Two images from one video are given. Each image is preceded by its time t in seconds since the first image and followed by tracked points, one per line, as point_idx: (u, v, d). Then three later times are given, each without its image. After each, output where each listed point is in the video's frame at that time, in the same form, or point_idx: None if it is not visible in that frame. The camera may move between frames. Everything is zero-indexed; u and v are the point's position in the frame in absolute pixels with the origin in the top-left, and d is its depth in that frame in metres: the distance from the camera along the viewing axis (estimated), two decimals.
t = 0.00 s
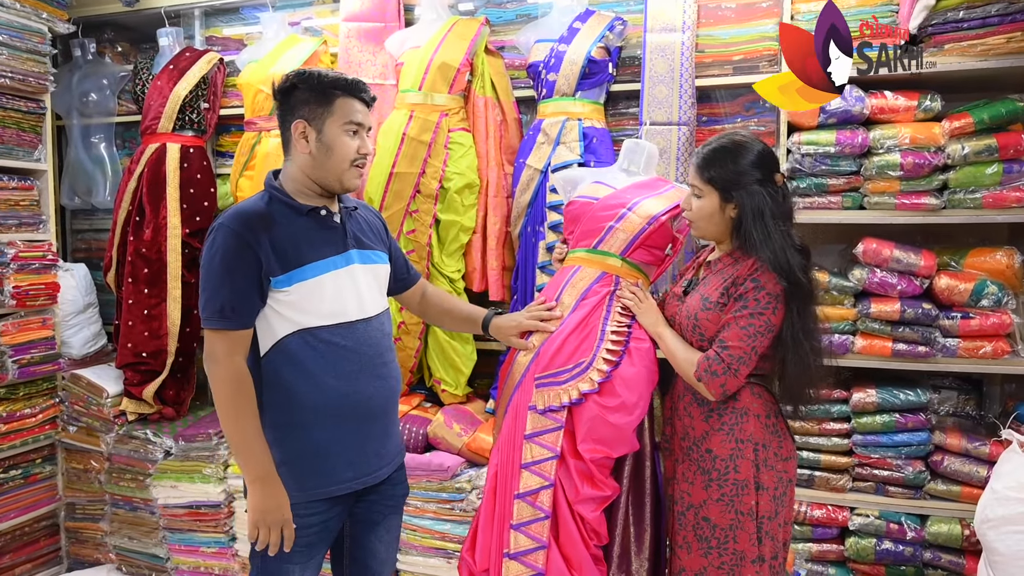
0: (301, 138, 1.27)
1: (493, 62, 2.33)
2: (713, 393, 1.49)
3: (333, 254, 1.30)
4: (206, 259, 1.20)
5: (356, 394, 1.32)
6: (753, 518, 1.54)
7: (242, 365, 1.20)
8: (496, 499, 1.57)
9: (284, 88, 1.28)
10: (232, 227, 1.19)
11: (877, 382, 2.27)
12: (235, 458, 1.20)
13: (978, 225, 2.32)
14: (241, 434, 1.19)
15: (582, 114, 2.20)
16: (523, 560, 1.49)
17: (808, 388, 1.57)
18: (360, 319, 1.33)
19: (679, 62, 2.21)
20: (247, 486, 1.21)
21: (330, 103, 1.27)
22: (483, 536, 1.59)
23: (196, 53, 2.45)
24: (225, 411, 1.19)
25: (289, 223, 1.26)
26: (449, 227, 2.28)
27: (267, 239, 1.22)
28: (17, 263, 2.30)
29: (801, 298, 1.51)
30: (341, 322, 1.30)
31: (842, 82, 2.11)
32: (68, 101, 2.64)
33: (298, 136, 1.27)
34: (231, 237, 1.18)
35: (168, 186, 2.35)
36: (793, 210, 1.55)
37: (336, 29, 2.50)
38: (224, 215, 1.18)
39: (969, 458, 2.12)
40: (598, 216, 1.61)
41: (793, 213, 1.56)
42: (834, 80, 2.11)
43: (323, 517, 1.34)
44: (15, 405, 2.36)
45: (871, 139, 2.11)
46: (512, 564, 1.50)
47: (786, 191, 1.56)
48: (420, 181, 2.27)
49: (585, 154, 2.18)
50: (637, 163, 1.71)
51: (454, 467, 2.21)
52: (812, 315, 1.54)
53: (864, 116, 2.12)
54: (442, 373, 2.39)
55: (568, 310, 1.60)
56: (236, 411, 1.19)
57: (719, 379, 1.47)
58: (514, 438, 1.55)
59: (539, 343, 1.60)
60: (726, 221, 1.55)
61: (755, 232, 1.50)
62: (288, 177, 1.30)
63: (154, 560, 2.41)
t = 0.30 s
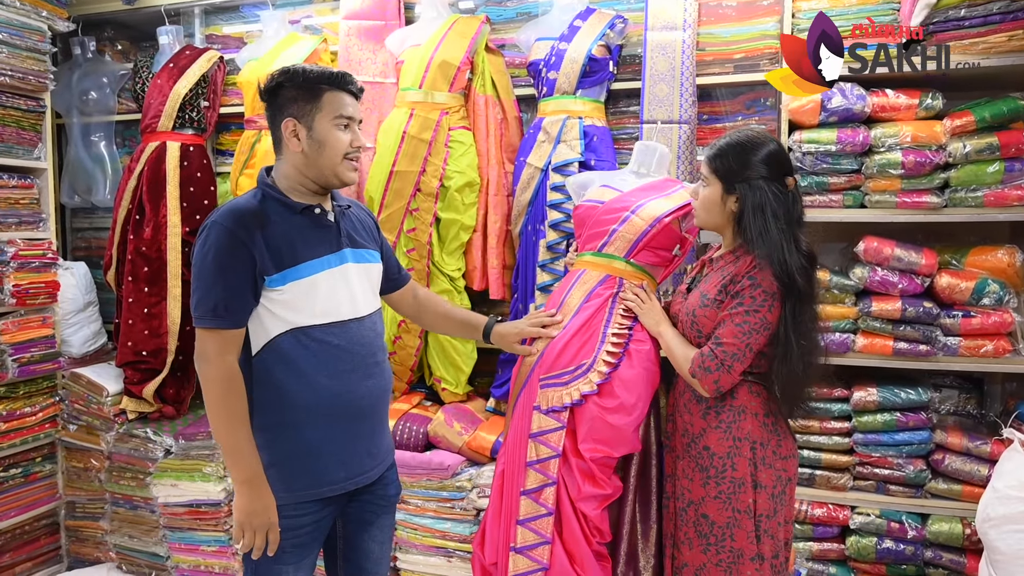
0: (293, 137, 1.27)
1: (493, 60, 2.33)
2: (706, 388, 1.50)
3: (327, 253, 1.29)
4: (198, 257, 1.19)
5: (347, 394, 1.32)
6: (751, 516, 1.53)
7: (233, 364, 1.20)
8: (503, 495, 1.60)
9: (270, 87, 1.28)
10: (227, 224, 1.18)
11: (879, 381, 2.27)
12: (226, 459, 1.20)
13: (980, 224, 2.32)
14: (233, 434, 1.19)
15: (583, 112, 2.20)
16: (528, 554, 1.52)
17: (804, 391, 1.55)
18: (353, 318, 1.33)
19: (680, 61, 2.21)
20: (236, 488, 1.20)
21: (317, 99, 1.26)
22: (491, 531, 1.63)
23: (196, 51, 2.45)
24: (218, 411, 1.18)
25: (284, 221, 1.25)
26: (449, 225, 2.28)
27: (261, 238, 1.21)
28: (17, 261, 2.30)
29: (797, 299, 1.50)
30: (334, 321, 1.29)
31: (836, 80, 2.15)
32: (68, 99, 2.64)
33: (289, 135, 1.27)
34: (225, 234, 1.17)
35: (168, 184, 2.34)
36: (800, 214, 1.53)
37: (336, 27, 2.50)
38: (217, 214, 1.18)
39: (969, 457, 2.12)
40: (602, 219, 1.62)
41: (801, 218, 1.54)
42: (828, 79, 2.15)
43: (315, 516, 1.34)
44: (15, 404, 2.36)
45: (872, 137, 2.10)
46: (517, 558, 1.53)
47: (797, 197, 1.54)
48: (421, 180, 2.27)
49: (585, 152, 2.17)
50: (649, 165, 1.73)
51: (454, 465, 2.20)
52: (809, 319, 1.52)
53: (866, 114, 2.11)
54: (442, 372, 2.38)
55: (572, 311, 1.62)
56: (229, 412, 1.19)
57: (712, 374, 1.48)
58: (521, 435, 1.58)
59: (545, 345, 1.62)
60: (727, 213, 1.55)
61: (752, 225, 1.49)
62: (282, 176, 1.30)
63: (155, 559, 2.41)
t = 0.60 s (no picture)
0: (271, 136, 1.26)
1: (494, 59, 2.32)
2: (707, 387, 1.50)
3: (313, 251, 1.29)
4: (182, 262, 1.18)
5: (340, 393, 1.32)
6: (749, 513, 1.53)
7: (217, 371, 1.19)
8: (510, 482, 1.66)
9: (242, 87, 1.27)
10: (208, 229, 1.17)
11: (879, 379, 2.27)
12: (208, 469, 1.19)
13: (981, 223, 2.32)
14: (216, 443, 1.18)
15: (583, 111, 2.20)
16: (532, 540, 1.59)
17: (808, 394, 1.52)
18: (344, 315, 1.33)
19: (680, 59, 2.20)
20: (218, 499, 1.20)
21: (294, 96, 1.26)
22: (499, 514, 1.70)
23: (196, 50, 2.44)
24: (201, 420, 1.18)
25: (267, 223, 1.25)
26: (449, 224, 2.28)
27: (245, 240, 1.21)
28: (17, 260, 2.29)
29: (799, 304, 1.48)
30: (324, 319, 1.29)
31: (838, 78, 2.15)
32: (68, 98, 2.64)
33: (267, 134, 1.26)
34: (206, 238, 1.16)
35: (168, 182, 2.34)
36: (807, 219, 1.51)
37: (336, 26, 2.50)
38: (200, 219, 1.17)
39: (970, 456, 2.12)
40: (611, 215, 1.64)
41: (810, 224, 1.52)
42: (828, 76, 2.15)
43: (311, 517, 1.34)
44: (15, 403, 2.36)
45: (873, 135, 2.10)
46: (522, 543, 1.59)
47: (807, 203, 1.52)
48: (420, 179, 2.26)
49: (585, 151, 2.17)
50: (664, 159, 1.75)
51: (455, 464, 2.20)
52: (812, 324, 1.50)
53: (866, 113, 2.10)
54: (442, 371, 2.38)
55: (579, 306, 1.66)
56: (210, 420, 1.18)
57: (714, 374, 1.48)
58: (527, 425, 1.63)
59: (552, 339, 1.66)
60: (733, 210, 1.55)
61: (755, 225, 1.49)
62: (261, 178, 1.29)
63: (155, 557, 2.42)
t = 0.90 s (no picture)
0: (247, 139, 1.24)
1: (494, 58, 2.32)
2: (715, 386, 1.50)
3: (304, 253, 1.29)
4: (170, 269, 1.16)
5: (336, 393, 1.32)
6: (751, 508, 1.53)
7: (207, 379, 1.18)
8: (512, 471, 1.66)
9: (215, 89, 1.24)
10: (201, 235, 1.15)
11: (880, 378, 2.27)
12: (199, 481, 1.19)
13: (980, 221, 2.32)
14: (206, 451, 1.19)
15: (583, 110, 2.20)
16: (535, 526, 1.59)
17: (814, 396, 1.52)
18: (337, 315, 1.34)
19: (680, 58, 2.21)
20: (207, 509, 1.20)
21: (270, 98, 1.24)
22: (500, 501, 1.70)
23: (197, 49, 2.44)
24: (190, 430, 1.18)
25: (257, 226, 1.23)
26: (449, 223, 2.28)
27: (238, 245, 1.19)
28: (17, 259, 2.29)
29: (805, 305, 1.47)
30: (319, 319, 1.29)
31: (838, 78, 2.15)
32: (68, 98, 2.64)
33: (243, 137, 1.24)
34: (197, 243, 1.15)
35: (169, 182, 2.34)
36: (818, 221, 1.51)
37: (336, 26, 2.50)
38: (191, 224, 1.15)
39: (971, 455, 2.12)
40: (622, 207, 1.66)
41: (820, 227, 1.51)
42: (828, 76, 2.15)
43: (307, 518, 1.35)
44: (15, 402, 2.35)
45: (873, 134, 2.10)
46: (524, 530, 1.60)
47: (818, 206, 1.51)
48: (421, 178, 2.26)
49: (586, 150, 2.18)
50: (672, 157, 1.75)
51: (455, 463, 2.19)
52: (818, 327, 1.49)
53: (866, 111, 2.11)
54: (442, 370, 2.38)
55: (586, 294, 1.66)
56: (199, 428, 1.18)
57: (722, 373, 1.48)
58: (529, 412, 1.63)
59: (556, 325, 1.65)
60: (744, 211, 1.55)
61: (765, 226, 1.49)
62: (237, 180, 1.27)
63: (155, 557, 2.42)
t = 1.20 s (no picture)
0: (235, 146, 1.24)
1: (495, 57, 2.32)
2: (722, 383, 1.51)
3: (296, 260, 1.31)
4: (174, 276, 1.13)
5: (322, 396, 1.35)
6: (754, 502, 1.54)
7: (231, 388, 1.15)
8: (513, 461, 1.65)
9: (199, 96, 1.22)
10: (212, 244, 1.14)
11: (880, 377, 2.27)
12: (234, 492, 1.15)
13: (979, 221, 2.32)
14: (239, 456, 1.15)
15: (584, 110, 2.20)
16: (531, 519, 1.57)
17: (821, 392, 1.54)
18: (324, 320, 1.37)
19: (680, 58, 2.21)
20: (247, 520, 1.16)
21: (256, 105, 1.24)
22: (497, 491, 1.69)
23: (197, 49, 2.44)
24: (214, 436, 1.14)
25: (258, 235, 1.23)
26: (450, 222, 2.28)
27: (245, 251, 1.18)
28: (17, 258, 2.29)
29: (814, 303, 1.49)
30: (310, 325, 1.32)
31: (838, 78, 2.15)
32: (68, 97, 2.64)
33: (231, 144, 1.24)
34: (207, 250, 1.13)
35: (169, 181, 2.34)
36: (829, 223, 1.53)
37: (337, 25, 2.50)
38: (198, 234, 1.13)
39: (971, 454, 2.12)
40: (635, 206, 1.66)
41: (830, 225, 1.53)
42: (828, 76, 2.15)
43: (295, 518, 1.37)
44: (14, 402, 2.35)
45: (872, 134, 2.10)
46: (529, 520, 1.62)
47: (828, 205, 1.53)
48: (421, 177, 2.27)
49: (587, 149, 2.18)
50: (681, 159, 1.76)
51: (456, 463, 2.19)
52: (827, 326, 1.51)
53: (866, 111, 2.11)
54: (443, 369, 2.38)
55: (598, 289, 1.65)
56: (227, 436, 1.14)
57: (730, 370, 1.49)
58: (536, 403, 1.61)
59: (567, 317, 1.64)
60: (758, 214, 1.55)
61: (781, 227, 1.49)
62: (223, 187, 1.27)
63: (155, 557, 2.41)
